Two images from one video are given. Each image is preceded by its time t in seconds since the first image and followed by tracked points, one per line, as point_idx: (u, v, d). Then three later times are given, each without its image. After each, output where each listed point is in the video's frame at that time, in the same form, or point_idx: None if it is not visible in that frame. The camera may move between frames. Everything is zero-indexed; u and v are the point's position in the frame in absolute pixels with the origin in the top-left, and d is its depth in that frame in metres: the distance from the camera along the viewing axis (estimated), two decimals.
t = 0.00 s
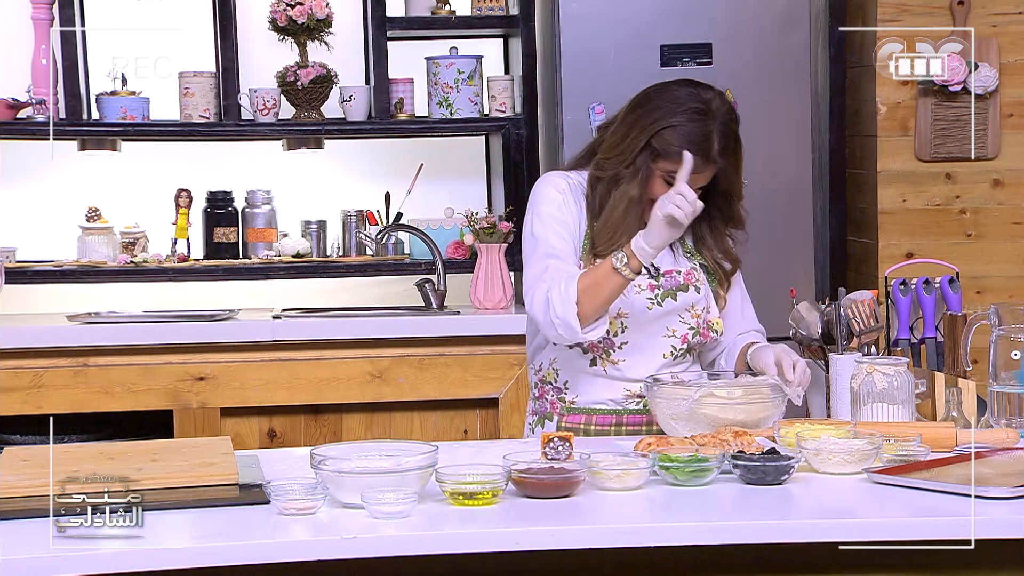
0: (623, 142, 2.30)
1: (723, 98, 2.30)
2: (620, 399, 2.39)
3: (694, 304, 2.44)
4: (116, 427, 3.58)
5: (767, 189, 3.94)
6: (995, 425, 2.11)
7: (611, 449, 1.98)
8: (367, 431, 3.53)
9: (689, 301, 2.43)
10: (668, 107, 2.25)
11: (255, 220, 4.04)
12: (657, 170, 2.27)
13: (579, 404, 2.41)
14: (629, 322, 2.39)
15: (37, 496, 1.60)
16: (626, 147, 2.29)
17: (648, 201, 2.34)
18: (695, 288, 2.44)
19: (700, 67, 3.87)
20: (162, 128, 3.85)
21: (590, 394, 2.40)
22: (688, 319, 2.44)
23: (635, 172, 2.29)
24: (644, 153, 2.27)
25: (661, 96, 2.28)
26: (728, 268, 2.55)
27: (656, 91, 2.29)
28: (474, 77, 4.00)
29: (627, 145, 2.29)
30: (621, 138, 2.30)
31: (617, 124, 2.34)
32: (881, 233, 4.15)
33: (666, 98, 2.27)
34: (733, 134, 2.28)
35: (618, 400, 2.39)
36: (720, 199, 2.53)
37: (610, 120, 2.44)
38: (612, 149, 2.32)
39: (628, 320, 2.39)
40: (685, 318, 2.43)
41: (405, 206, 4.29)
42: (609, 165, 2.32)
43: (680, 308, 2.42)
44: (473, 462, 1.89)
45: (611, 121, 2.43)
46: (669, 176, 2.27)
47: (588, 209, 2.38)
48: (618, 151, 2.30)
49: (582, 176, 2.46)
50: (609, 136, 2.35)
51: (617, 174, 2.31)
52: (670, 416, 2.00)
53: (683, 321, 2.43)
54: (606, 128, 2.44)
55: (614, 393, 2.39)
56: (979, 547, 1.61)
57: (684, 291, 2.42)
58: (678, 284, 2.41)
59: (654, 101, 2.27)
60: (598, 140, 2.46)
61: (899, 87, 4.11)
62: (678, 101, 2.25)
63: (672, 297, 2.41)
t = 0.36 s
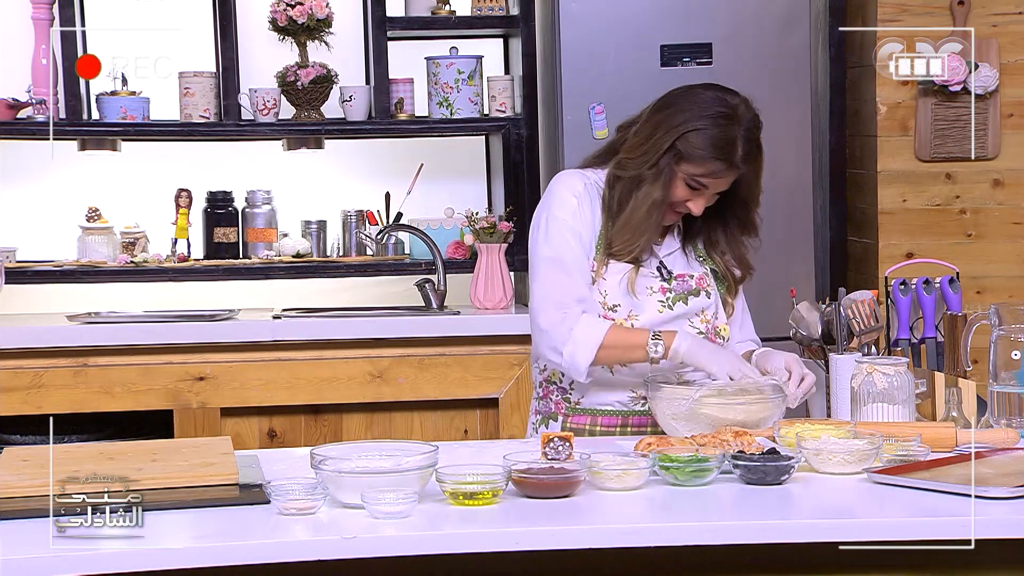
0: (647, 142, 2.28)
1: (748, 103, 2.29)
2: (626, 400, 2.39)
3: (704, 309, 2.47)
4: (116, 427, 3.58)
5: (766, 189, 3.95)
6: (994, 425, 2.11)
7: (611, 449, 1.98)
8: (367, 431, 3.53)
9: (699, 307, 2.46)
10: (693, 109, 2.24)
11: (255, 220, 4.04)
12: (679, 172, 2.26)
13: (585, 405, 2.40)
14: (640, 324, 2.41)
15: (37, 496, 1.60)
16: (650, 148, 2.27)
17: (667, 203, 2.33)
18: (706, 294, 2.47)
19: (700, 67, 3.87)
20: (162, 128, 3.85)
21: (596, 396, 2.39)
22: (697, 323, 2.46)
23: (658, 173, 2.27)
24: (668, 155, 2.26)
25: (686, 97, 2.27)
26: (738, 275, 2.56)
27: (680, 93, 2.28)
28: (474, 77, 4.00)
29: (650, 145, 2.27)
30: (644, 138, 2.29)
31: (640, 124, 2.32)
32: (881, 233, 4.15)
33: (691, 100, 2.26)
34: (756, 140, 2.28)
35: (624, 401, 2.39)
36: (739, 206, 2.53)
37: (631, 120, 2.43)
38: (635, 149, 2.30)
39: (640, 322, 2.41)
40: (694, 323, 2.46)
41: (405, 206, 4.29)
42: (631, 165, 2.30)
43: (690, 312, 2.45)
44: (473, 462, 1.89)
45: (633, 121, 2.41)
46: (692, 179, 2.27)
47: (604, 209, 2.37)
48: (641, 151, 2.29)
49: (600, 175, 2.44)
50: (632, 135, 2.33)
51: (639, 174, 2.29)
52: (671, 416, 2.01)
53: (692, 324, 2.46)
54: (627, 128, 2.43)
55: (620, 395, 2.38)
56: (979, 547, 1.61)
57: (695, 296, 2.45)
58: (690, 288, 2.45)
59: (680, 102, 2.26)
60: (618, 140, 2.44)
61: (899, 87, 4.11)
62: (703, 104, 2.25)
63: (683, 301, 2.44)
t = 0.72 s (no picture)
0: (652, 136, 2.29)
1: (750, 99, 2.32)
2: (631, 399, 2.39)
3: (708, 305, 2.47)
4: (116, 426, 3.58)
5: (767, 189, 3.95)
6: (994, 425, 2.11)
7: (612, 449, 1.98)
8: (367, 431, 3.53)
9: (704, 302, 2.46)
10: (698, 103, 2.26)
11: (255, 219, 4.04)
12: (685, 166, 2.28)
13: (589, 404, 2.41)
14: (646, 319, 2.40)
15: (37, 496, 1.60)
16: (655, 141, 2.28)
17: (672, 197, 2.34)
18: (710, 289, 2.47)
19: (700, 67, 3.87)
20: (162, 128, 3.85)
21: (600, 395, 2.40)
22: (702, 319, 2.46)
23: (663, 167, 2.28)
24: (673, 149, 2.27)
25: (690, 92, 2.28)
26: (740, 272, 2.56)
27: (685, 87, 2.29)
28: (475, 77, 4.00)
29: (656, 139, 2.28)
30: (649, 132, 2.30)
31: (645, 118, 2.33)
32: (882, 233, 4.14)
33: (695, 95, 2.28)
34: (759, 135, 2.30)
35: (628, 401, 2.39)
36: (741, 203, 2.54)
37: (634, 115, 2.44)
38: (640, 143, 2.31)
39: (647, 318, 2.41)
40: (699, 318, 2.46)
41: (405, 206, 4.29)
42: (637, 159, 2.31)
43: (695, 308, 2.45)
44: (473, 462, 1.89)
45: (636, 115, 2.42)
46: (697, 173, 2.28)
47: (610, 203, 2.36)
48: (646, 145, 2.30)
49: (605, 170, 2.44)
50: (637, 129, 2.34)
51: (645, 168, 2.30)
52: (671, 416, 2.01)
53: (697, 320, 2.46)
54: (629, 124, 2.44)
55: (624, 394, 2.39)
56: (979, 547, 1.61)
57: (701, 291, 2.45)
58: (695, 284, 2.44)
59: (684, 97, 2.28)
60: (620, 136, 2.45)
61: (899, 87, 4.11)
62: (708, 98, 2.26)
63: (688, 296, 2.43)
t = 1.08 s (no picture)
0: (644, 132, 2.27)
1: (744, 97, 2.30)
2: (627, 399, 2.38)
3: (701, 303, 2.47)
4: (116, 426, 3.58)
5: (767, 188, 3.95)
6: (995, 425, 2.11)
7: (612, 449, 1.98)
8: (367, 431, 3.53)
9: (696, 299, 2.46)
10: (691, 99, 2.24)
11: (255, 220, 4.04)
12: (678, 161, 2.25)
13: (585, 404, 2.39)
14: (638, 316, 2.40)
15: (37, 496, 1.60)
16: (647, 137, 2.26)
17: (666, 194, 2.31)
18: (701, 287, 2.47)
19: (700, 67, 3.87)
20: (162, 128, 3.86)
21: (595, 394, 2.39)
22: (695, 317, 2.45)
23: (655, 162, 2.25)
24: (665, 144, 2.24)
25: (683, 89, 2.27)
26: (733, 272, 2.55)
27: (677, 85, 2.28)
28: (475, 77, 4.00)
29: (649, 135, 2.26)
30: (643, 129, 2.28)
31: (637, 116, 2.32)
32: (881, 233, 4.14)
33: (688, 92, 2.27)
34: (753, 132, 2.28)
35: (623, 400, 2.39)
36: (732, 200, 2.52)
37: (627, 115, 2.42)
38: (633, 139, 2.29)
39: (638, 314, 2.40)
40: (693, 316, 2.45)
41: (404, 206, 4.29)
42: (630, 156, 2.29)
43: (687, 305, 2.45)
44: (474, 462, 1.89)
45: (629, 116, 2.40)
46: (690, 169, 2.25)
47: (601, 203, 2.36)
48: (639, 141, 2.27)
49: (597, 171, 2.44)
50: (629, 127, 2.32)
51: (639, 165, 2.27)
52: (671, 416, 2.00)
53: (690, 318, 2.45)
54: (623, 124, 2.42)
55: (620, 394, 2.39)
56: (979, 547, 1.61)
57: (692, 288, 2.45)
58: (686, 280, 2.45)
59: (677, 94, 2.26)
60: (615, 136, 2.44)
61: (899, 87, 4.11)
62: (700, 95, 2.25)
63: (679, 293, 2.44)
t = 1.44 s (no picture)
0: (628, 136, 2.28)
1: (729, 98, 2.29)
2: (617, 398, 2.39)
3: (689, 304, 2.47)
4: (116, 426, 3.57)
5: (767, 188, 3.95)
6: (995, 425, 2.11)
7: (611, 449, 1.98)
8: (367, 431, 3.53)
9: (685, 301, 2.45)
10: (674, 104, 2.24)
11: (255, 220, 4.04)
12: (662, 166, 2.26)
13: (575, 404, 2.39)
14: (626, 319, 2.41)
15: (37, 496, 1.60)
16: (631, 142, 2.27)
17: (651, 198, 2.33)
18: (690, 288, 2.47)
19: (700, 67, 3.87)
20: (162, 128, 3.86)
21: (585, 394, 2.39)
22: (684, 318, 2.46)
23: (639, 167, 2.27)
24: (649, 149, 2.25)
25: (667, 92, 2.27)
26: (723, 271, 2.54)
27: (662, 88, 2.27)
28: (475, 77, 4.00)
29: (633, 140, 2.27)
30: (627, 133, 2.28)
31: (623, 118, 2.32)
32: (881, 233, 4.15)
33: (672, 95, 2.26)
34: (738, 135, 2.28)
35: (613, 399, 2.39)
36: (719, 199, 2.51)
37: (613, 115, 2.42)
38: (618, 144, 2.29)
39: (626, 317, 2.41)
40: (681, 317, 2.45)
41: (404, 206, 4.29)
42: (614, 160, 2.30)
43: (676, 306, 2.44)
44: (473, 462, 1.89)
45: (616, 116, 2.40)
46: (674, 174, 2.26)
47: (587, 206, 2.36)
48: (624, 146, 2.28)
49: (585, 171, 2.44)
50: (615, 130, 2.33)
51: (623, 170, 2.29)
52: (672, 415, 2.00)
53: (679, 319, 2.45)
54: (609, 124, 2.42)
55: (609, 393, 2.39)
56: (979, 547, 1.61)
57: (681, 289, 2.45)
58: (674, 282, 2.44)
59: (661, 98, 2.26)
60: (601, 135, 2.44)
61: (899, 88, 4.11)
62: (684, 99, 2.24)
63: (668, 294, 2.43)
